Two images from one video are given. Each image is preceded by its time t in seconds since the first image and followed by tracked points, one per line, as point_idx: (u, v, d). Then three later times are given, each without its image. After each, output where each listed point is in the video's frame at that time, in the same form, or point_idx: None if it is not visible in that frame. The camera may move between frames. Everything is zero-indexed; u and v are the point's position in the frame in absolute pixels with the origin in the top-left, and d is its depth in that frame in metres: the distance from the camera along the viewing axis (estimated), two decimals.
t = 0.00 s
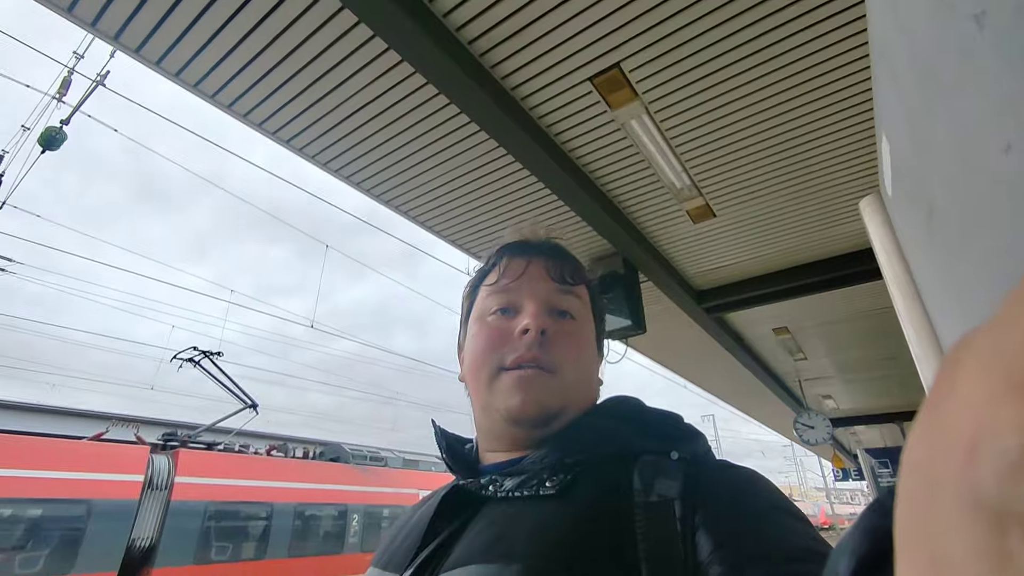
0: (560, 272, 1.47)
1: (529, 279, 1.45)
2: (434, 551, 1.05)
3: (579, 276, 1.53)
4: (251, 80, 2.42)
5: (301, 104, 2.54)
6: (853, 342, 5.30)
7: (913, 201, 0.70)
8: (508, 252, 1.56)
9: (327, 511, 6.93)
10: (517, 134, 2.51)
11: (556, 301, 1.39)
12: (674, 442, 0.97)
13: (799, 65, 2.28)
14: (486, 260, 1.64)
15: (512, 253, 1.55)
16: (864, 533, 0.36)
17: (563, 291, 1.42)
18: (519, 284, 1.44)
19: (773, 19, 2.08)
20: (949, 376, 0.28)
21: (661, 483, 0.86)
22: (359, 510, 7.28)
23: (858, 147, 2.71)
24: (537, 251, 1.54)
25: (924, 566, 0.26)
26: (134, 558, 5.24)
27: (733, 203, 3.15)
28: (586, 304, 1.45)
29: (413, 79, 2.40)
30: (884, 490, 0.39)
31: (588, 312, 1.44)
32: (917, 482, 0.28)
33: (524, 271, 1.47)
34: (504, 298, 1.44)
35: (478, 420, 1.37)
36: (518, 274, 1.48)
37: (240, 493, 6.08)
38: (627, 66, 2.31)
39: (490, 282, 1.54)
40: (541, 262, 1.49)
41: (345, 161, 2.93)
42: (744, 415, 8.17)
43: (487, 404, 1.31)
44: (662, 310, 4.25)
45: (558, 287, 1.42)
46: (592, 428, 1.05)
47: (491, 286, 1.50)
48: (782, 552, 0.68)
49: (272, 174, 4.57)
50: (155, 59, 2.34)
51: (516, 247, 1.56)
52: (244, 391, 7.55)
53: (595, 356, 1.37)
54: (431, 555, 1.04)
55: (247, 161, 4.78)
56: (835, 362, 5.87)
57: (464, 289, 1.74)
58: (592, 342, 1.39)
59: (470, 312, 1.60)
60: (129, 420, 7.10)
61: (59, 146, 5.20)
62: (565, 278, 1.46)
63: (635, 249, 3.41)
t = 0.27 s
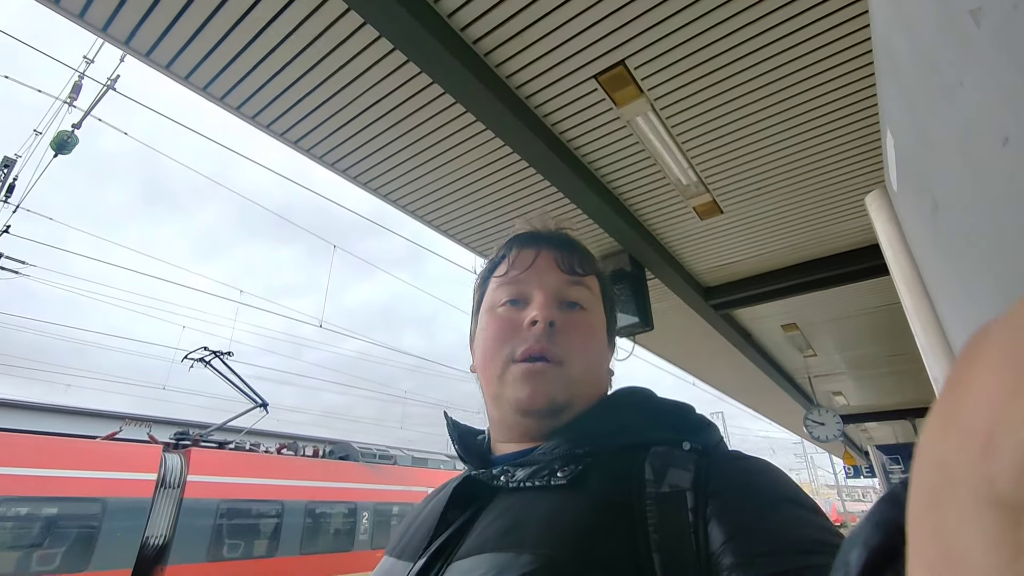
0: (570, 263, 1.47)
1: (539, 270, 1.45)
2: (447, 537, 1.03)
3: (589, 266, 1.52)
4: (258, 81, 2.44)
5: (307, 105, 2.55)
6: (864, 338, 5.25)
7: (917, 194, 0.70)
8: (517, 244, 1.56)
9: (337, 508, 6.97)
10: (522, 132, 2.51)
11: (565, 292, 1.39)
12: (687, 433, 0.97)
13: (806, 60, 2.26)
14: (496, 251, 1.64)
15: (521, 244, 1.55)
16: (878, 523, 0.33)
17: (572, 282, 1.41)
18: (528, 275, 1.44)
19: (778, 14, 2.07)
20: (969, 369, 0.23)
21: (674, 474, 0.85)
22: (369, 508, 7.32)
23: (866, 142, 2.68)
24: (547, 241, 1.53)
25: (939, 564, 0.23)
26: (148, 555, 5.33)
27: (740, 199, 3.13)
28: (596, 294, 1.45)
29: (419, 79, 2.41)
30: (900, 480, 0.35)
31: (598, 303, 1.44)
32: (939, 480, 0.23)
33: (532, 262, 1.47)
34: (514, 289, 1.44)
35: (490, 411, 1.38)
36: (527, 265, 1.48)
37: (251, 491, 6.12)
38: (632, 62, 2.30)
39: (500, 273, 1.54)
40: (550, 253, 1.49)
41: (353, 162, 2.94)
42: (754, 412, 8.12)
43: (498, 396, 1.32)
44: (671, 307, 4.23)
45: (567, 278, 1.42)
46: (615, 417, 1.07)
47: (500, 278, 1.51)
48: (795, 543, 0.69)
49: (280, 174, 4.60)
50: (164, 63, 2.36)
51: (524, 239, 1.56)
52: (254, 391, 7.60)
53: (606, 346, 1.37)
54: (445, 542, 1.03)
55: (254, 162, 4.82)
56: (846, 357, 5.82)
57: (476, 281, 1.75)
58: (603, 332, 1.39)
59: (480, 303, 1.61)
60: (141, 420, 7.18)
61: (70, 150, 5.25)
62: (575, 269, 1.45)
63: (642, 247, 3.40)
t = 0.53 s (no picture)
0: (572, 257, 1.47)
1: (540, 265, 1.45)
2: (454, 533, 1.03)
3: (591, 260, 1.52)
4: (263, 84, 2.45)
5: (311, 107, 2.56)
6: (866, 337, 5.25)
7: (919, 192, 0.70)
8: (519, 240, 1.56)
9: (340, 510, 6.97)
10: (525, 133, 2.52)
11: (567, 286, 1.39)
12: (694, 429, 0.97)
13: (807, 59, 2.26)
14: (498, 248, 1.65)
15: (523, 240, 1.55)
16: (884, 514, 0.33)
17: (574, 276, 1.42)
18: (530, 270, 1.45)
19: (779, 14, 2.07)
20: (976, 365, 0.24)
21: (680, 469, 0.86)
22: (372, 509, 7.32)
23: (869, 140, 2.68)
24: (548, 236, 1.54)
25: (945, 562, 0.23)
26: (152, 557, 5.35)
27: (742, 199, 3.13)
28: (599, 288, 1.45)
29: (422, 81, 2.42)
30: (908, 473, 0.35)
31: (602, 297, 1.44)
32: (947, 474, 0.24)
33: (534, 257, 1.48)
34: (516, 284, 1.45)
35: (493, 405, 1.39)
36: (529, 260, 1.48)
37: (254, 492, 6.13)
38: (633, 63, 2.30)
39: (502, 270, 1.55)
40: (552, 248, 1.50)
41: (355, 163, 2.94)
42: (757, 412, 8.11)
43: (502, 390, 1.33)
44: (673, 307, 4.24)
45: (569, 272, 1.42)
46: (618, 412, 1.07)
47: (503, 274, 1.51)
48: (802, 539, 0.69)
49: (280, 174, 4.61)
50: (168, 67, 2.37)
51: (526, 234, 1.56)
52: (257, 392, 7.61)
53: (610, 340, 1.37)
54: (452, 538, 1.03)
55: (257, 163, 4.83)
56: (849, 357, 5.81)
57: (478, 278, 1.76)
58: (607, 326, 1.39)
59: (483, 300, 1.62)
60: (145, 422, 7.20)
61: (73, 152, 5.26)
62: (577, 263, 1.46)
63: (644, 246, 3.40)
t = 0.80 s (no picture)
0: (568, 250, 1.46)
1: (536, 260, 1.44)
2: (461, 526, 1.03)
3: (588, 251, 1.51)
4: (264, 84, 2.45)
5: (311, 107, 2.56)
6: (863, 339, 5.27)
7: (923, 189, 0.70)
8: (515, 235, 1.56)
9: (338, 512, 6.95)
10: (526, 134, 2.52)
11: (564, 280, 1.38)
12: (699, 420, 0.97)
13: (807, 61, 2.27)
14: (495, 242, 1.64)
15: (518, 235, 1.55)
16: (892, 503, 0.33)
17: (571, 269, 1.41)
18: (527, 266, 1.44)
19: (778, 17, 2.09)
20: (980, 364, 0.24)
21: (686, 457, 0.85)
22: (369, 511, 7.30)
23: (868, 141, 2.69)
24: (544, 229, 1.53)
25: (961, 560, 0.22)
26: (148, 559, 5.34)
27: (740, 200, 3.15)
28: (597, 280, 1.44)
29: (422, 82, 2.42)
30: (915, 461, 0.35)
31: (600, 289, 1.43)
32: (950, 459, 0.24)
33: (530, 252, 1.47)
34: (513, 280, 1.45)
35: (497, 404, 1.40)
36: (525, 255, 1.47)
37: (250, 494, 6.10)
38: (634, 64, 2.31)
39: (499, 266, 1.54)
40: (547, 241, 1.48)
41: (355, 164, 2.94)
42: (754, 413, 8.13)
43: (504, 389, 1.33)
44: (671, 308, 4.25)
45: (565, 266, 1.41)
46: (615, 404, 1.06)
47: (500, 270, 1.51)
48: (809, 525, 0.69)
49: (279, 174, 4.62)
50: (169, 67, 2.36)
51: (522, 229, 1.56)
52: (254, 393, 7.58)
53: (610, 332, 1.36)
54: (458, 531, 1.03)
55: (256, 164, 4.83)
56: (846, 358, 5.83)
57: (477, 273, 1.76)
58: (606, 318, 1.38)
59: (482, 295, 1.62)
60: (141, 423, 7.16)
61: (70, 152, 5.23)
62: (573, 256, 1.45)
63: (644, 248, 3.41)
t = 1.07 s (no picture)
0: (553, 245, 1.46)
1: (522, 258, 1.45)
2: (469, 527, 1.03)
3: (578, 244, 1.50)
4: (262, 82, 2.43)
5: (309, 107, 2.55)
6: (855, 340, 5.32)
7: (924, 194, 0.72)
8: (505, 236, 1.58)
9: (330, 512, 6.90)
10: (524, 135, 2.53)
11: (550, 275, 1.38)
12: (702, 416, 0.98)
13: (802, 66, 2.31)
14: (489, 243, 1.66)
15: (507, 236, 1.57)
16: (898, 499, 0.33)
17: (557, 264, 1.40)
18: (515, 265, 1.45)
19: (775, 22, 2.11)
20: (991, 350, 0.24)
21: (689, 457, 0.87)
22: (362, 511, 7.26)
23: (861, 146, 2.73)
24: (532, 227, 1.54)
25: (971, 554, 0.23)
26: (138, 559, 5.24)
27: (735, 202, 3.17)
28: (586, 272, 1.43)
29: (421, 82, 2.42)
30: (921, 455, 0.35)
31: (591, 279, 1.41)
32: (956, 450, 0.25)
33: (517, 251, 1.49)
34: (503, 280, 1.47)
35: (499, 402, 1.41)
36: (513, 255, 1.49)
37: (242, 494, 6.06)
38: (632, 67, 2.32)
39: (493, 267, 1.57)
40: (534, 239, 1.49)
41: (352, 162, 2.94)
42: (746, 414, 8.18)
43: (500, 386, 1.34)
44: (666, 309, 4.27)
45: (551, 261, 1.41)
46: (617, 404, 1.06)
47: (492, 271, 1.54)
48: (814, 524, 0.68)
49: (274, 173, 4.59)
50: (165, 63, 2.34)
51: (511, 230, 1.58)
52: (246, 393, 7.52)
53: (601, 321, 1.34)
54: (466, 531, 1.02)
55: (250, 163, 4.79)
56: (837, 359, 5.89)
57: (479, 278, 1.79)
58: (597, 307, 1.36)
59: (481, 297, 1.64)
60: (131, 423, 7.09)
61: (61, 149, 5.16)
62: (559, 250, 1.44)
63: (639, 249, 3.42)
